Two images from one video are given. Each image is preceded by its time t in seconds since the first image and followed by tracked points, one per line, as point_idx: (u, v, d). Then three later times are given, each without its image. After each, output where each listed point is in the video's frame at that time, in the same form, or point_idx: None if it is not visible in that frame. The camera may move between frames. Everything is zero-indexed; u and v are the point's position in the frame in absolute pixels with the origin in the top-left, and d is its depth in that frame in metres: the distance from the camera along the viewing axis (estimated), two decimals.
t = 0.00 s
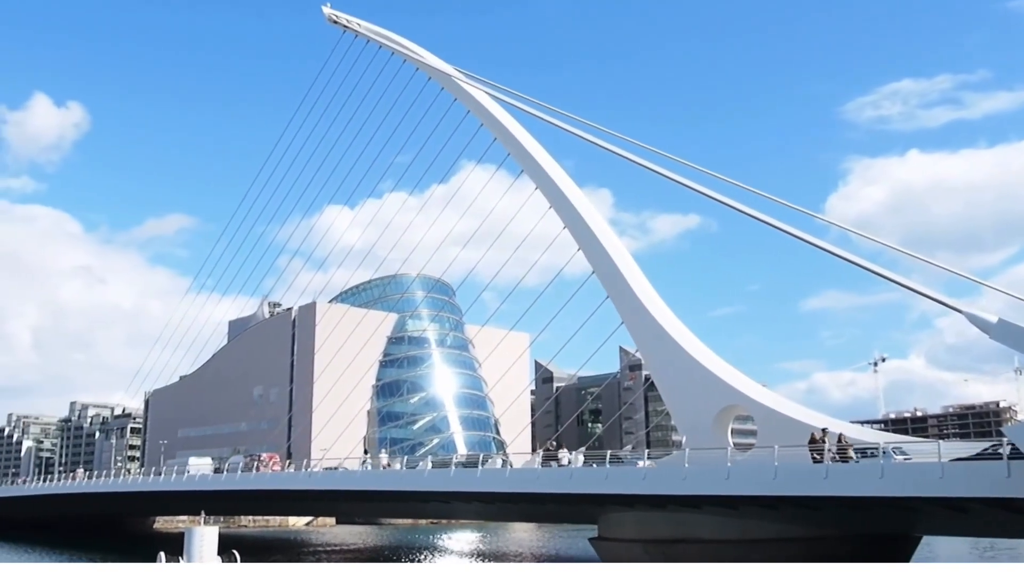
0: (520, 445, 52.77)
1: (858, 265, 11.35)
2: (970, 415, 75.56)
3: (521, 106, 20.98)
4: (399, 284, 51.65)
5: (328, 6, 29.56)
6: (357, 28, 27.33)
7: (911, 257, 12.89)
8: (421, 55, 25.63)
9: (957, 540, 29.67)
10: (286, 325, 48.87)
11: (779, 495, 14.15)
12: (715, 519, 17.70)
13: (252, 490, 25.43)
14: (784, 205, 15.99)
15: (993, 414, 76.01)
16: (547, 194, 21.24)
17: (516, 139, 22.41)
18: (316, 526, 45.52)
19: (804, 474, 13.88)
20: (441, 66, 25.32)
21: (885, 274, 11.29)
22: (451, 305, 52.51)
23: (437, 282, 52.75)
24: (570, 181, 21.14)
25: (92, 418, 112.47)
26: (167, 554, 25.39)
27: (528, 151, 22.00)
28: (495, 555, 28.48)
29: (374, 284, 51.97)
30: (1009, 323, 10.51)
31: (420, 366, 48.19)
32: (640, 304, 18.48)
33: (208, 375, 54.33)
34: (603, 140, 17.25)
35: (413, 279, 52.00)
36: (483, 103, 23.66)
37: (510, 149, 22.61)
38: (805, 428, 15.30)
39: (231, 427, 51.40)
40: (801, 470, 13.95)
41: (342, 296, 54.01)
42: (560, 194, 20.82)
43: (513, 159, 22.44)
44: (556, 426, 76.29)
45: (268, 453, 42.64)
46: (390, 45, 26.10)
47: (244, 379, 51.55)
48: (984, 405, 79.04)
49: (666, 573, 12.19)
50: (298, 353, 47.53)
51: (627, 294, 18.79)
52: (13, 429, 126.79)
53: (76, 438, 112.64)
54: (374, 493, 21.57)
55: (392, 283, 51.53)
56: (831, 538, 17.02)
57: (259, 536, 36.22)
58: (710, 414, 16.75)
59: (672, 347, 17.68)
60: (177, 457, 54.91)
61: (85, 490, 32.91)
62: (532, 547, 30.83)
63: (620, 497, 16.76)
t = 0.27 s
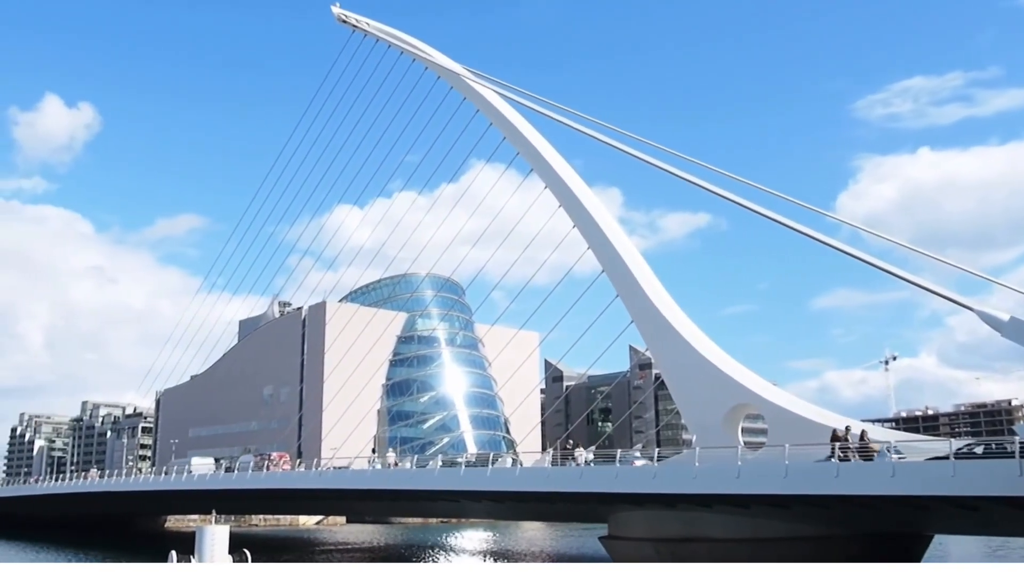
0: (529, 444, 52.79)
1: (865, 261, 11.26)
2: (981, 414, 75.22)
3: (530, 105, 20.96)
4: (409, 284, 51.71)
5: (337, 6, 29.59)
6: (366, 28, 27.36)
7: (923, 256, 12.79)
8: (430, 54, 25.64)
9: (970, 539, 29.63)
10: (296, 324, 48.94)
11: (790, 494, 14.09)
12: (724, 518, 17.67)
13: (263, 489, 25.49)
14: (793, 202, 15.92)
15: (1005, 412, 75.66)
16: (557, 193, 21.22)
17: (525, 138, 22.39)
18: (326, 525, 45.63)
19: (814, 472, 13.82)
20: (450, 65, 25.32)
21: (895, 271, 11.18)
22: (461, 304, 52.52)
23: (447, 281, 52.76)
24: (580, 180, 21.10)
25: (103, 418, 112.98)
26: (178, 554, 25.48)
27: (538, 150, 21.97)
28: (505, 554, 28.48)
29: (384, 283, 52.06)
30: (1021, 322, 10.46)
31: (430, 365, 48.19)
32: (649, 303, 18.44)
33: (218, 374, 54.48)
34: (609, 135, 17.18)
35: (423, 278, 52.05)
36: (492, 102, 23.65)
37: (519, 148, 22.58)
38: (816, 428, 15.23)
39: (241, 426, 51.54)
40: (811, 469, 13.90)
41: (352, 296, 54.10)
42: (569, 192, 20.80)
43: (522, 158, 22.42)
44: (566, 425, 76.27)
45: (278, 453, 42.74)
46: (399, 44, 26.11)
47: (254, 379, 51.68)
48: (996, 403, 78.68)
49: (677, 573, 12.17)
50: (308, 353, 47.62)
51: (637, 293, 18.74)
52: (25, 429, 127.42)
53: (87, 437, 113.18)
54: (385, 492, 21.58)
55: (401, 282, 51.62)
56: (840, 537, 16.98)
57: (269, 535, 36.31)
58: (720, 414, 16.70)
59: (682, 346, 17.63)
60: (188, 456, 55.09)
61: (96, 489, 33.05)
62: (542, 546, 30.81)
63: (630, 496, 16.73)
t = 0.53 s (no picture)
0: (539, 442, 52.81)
1: (873, 256, 11.16)
2: (993, 412, 74.82)
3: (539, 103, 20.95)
4: (419, 282, 51.75)
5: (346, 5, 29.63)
6: (375, 27, 27.38)
7: (934, 253, 12.69)
8: (439, 53, 25.64)
9: (985, 540, 29.21)
10: (306, 323, 49.05)
11: (800, 493, 14.04)
12: (734, 517, 17.63)
13: (274, 489, 25.54)
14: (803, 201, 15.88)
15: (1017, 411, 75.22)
16: (566, 192, 21.21)
17: (534, 136, 22.38)
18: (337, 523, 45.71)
19: (825, 471, 13.77)
20: (459, 64, 25.33)
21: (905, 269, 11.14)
22: (471, 303, 52.51)
23: (456, 280, 52.77)
24: (589, 179, 21.08)
25: (115, 417, 113.45)
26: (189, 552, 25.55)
27: (547, 148, 21.97)
28: (515, 552, 28.49)
29: (394, 282, 52.13)
30: None
31: (439, 364, 48.18)
32: (659, 301, 18.41)
33: (229, 373, 54.63)
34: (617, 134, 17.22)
35: (433, 277, 52.08)
36: (501, 101, 23.64)
37: (529, 147, 22.57)
38: (827, 426, 15.17)
39: (252, 425, 51.68)
40: (822, 468, 13.84)
41: (362, 295, 54.21)
42: (579, 191, 20.78)
43: (532, 156, 22.42)
44: (576, 424, 76.23)
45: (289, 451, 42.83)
46: (408, 43, 26.13)
47: (265, 377, 51.80)
48: (1008, 401, 78.23)
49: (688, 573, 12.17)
50: (318, 351, 47.72)
51: (647, 292, 18.71)
52: (37, 428, 128.03)
53: (99, 436, 113.66)
54: (395, 491, 21.60)
55: (411, 281, 51.69)
56: (851, 535, 16.94)
57: (280, 533, 36.37)
58: (731, 412, 16.66)
59: (692, 345, 17.60)
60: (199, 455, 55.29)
61: (108, 488, 33.18)
62: (553, 545, 30.79)
63: (640, 495, 16.70)
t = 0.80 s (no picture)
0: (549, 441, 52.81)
1: (880, 254, 11.08)
2: (1005, 411, 74.48)
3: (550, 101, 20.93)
4: (428, 281, 51.82)
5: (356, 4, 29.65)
6: (384, 25, 27.39)
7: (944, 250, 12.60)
8: (448, 51, 25.65)
9: (992, 537, 29.74)
10: (316, 322, 49.16)
11: (811, 492, 14.00)
12: (745, 516, 17.57)
13: (284, 487, 25.61)
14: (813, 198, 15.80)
15: None
16: (575, 190, 21.18)
17: (544, 135, 22.36)
18: (347, 522, 45.79)
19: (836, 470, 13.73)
20: (469, 62, 25.32)
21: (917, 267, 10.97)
22: (481, 301, 52.52)
23: (466, 278, 52.78)
24: (599, 177, 21.05)
25: (126, 415, 113.92)
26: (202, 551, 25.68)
27: (556, 146, 21.95)
28: (525, 551, 28.49)
29: (404, 280, 52.22)
30: None
31: (449, 362, 48.19)
32: (669, 299, 18.36)
33: (240, 372, 54.78)
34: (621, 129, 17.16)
35: (443, 275, 52.13)
36: (511, 99, 23.62)
37: (538, 145, 22.54)
38: (837, 424, 15.11)
39: (263, 423, 51.81)
40: (833, 465, 13.80)
41: (372, 294, 54.30)
42: (588, 189, 20.75)
43: (541, 155, 22.39)
44: (586, 422, 76.25)
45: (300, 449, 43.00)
46: (417, 42, 26.15)
47: (275, 376, 51.93)
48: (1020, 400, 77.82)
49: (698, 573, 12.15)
50: (328, 350, 47.84)
51: (657, 290, 18.66)
52: (48, 426, 128.70)
53: (110, 434, 114.18)
54: (405, 489, 21.61)
55: (421, 279, 51.75)
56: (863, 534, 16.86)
57: (290, 532, 36.43)
58: (741, 411, 16.62)
59: (702, 343, 17.56)
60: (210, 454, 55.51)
61: (119, 486, 33.28)
62: (563, 544, 30.84)
63: (650, 493, 16.67)
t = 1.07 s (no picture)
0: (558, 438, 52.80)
1: (889, 250, 11.02)
2: (1018, 408, 74.05)
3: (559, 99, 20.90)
4: (438, 279, 51.84)
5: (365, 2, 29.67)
6: (394, 23, 27.41)
7: (954, 247, 12.52)
8: (457, 49, 25.64)
9: (1006, 535, 29.74)
10: (326, 320, 49.28)
11: (821, 490, 13.95)
12: (755, 514, 17.54)
13: (295, 484, 25.68)
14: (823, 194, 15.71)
15: None
16: (584, 187, 21.16)
17: (553, 132, 22.33)
18: (357, 519, 45.88)
19: (847, 467, 13.68)
20: (478, 60, 25.31)
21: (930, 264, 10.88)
22: (490, 299, 52.53)
23: (476, 276, 52.78)
24: (609, 175, 21.02)
25: (138, 412, 114.37)
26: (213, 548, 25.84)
27: (566, 143, 21.92)
28: (536, 548, 28.49)
29: (414, 278, 52.29)
30: None
31: (459, 360, 48.20)
32: (678, 297, 18.32)
33: (250, 370, 54.94)
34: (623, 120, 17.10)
35: (452, 273, 52.15)
36: (520, 96, 23.60)
37: (548, 143, 22.51)
38: (848, 421, 15.05)
39: (273, 421, 51.94)
40: (843, 462, 13.76)
41: (381, 292, 54.38)
42: (598, 186, 20.73)
43: (551, 153, 22.36)
44: (596, 420, 76.22)
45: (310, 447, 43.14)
46: (426, 39, 26.15)
47: (285, 374, 52.05)
48: None
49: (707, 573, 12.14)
50: (338, 348, 47.96)
51: (666, 288, 18.62)
52: (60, 424, 129.27)
53: (122, 432, 114.66)
54: (415, 487, 21.64)
55: (431, 277, 51.81)
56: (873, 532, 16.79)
57: (300, 529, 36.53)
58: (752, 409, 16.57)
59: (712, 340, 17.52)
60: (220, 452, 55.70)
61: (130, 483, 33.43)
62: (573, 542, 30.82)
63: (660, 491, 16.62)
